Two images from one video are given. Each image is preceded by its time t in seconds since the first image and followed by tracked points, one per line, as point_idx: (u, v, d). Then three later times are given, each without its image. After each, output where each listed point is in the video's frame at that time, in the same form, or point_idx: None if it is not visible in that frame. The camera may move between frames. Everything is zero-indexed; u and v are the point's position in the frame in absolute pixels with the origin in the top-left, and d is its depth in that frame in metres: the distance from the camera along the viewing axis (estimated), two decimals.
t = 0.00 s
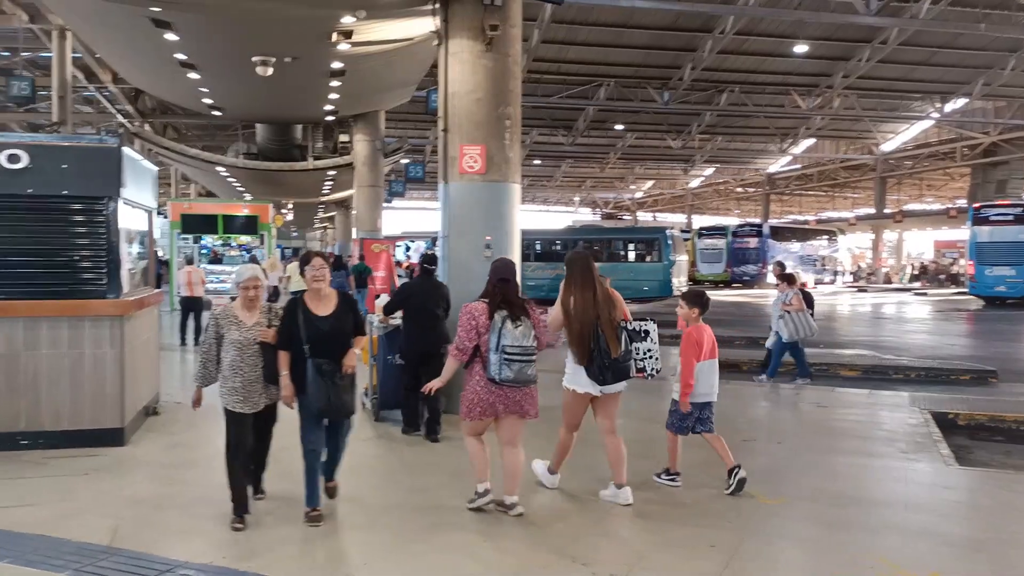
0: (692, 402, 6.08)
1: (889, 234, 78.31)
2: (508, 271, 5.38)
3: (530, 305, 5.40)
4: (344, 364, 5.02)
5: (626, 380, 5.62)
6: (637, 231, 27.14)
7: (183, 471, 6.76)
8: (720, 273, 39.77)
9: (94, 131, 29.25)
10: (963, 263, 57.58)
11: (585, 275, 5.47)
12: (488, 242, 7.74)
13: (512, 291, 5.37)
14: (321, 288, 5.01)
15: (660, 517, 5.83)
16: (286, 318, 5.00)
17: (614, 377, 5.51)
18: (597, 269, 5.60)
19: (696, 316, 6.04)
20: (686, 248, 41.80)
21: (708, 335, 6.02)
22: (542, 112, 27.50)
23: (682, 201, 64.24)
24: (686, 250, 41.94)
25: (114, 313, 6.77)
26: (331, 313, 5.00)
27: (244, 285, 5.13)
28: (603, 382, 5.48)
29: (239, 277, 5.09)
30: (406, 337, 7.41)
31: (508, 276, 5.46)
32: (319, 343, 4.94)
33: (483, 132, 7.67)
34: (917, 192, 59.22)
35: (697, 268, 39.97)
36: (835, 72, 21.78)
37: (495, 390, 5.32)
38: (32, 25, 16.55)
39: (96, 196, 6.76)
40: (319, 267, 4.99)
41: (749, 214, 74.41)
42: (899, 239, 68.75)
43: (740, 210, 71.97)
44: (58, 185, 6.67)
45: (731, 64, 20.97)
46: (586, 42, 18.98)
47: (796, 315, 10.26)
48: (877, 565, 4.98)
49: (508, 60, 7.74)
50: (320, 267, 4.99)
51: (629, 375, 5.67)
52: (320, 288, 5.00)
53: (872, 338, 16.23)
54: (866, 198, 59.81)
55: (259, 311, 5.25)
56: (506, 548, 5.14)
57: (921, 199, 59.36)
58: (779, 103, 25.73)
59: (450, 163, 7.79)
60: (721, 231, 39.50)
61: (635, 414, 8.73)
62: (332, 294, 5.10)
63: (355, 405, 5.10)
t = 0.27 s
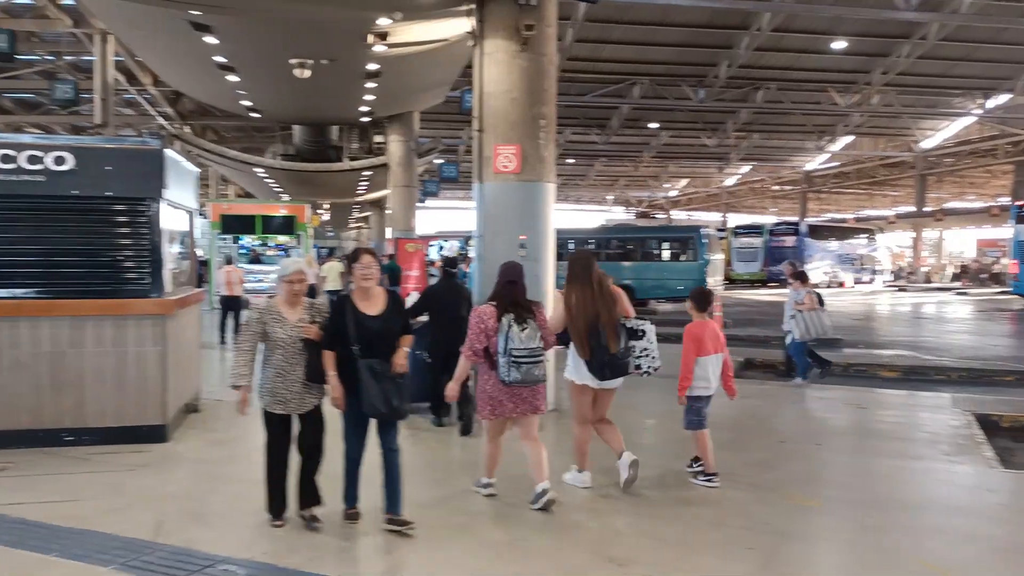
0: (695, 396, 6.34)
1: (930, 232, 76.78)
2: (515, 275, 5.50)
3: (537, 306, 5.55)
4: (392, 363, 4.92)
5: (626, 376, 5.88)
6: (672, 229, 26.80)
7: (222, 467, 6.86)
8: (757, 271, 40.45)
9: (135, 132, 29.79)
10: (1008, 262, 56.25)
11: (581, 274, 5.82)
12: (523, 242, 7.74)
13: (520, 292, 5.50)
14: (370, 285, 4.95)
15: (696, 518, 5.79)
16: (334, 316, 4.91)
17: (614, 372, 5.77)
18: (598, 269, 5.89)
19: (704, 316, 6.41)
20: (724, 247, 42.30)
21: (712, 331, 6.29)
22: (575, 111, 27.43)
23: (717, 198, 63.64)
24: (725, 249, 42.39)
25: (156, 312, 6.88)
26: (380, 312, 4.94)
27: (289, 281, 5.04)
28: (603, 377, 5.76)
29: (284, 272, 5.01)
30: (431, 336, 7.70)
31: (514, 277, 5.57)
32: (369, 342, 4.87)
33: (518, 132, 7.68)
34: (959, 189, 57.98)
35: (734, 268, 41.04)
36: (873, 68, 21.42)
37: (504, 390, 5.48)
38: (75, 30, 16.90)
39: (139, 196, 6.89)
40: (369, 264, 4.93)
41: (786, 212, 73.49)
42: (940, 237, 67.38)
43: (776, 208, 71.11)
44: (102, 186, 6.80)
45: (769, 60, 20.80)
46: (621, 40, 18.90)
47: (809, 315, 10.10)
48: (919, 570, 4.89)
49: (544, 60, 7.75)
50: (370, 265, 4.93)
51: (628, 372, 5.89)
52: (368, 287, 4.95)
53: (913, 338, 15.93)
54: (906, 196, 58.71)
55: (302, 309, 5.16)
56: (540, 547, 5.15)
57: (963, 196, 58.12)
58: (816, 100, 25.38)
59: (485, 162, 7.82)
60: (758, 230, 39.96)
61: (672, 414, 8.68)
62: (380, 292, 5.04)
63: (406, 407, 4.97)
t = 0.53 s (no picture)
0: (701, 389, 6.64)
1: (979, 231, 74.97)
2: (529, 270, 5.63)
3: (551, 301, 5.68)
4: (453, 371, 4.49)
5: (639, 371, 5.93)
6: (713, 228, 26.51)
7: (264, 463, 6.96)
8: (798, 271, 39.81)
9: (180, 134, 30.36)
10: None
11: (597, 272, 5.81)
12: (560, 241, 7.71)
13: (535, 287, 5.60)
14: (432, 288, 4.50)
15: (736, 521, 5.72)
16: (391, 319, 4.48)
17: (627, 367, 5.81)
18: (612, 266, 5.89)
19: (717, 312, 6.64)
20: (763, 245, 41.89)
21: (720, 329, 6.58)
22: (614, 110, 27.31)
23: (758, 197, 62.87)
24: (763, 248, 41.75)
25: (199, 310, 7.00)
26: (442, 317, 4.51)
27: (342, 281, 4.60)
28: (617, 372, 5.80)
29: (340, 272, 4.57)
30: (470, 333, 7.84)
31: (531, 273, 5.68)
32: (429, 348, 4.45)
33: (556, 131, 7.67)
34: (1009, 187, 56.53)
35: (775, 267, 40.29)
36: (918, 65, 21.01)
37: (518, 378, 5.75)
38: (122, 34, 17.24)
39: (184, 197, 7.01)
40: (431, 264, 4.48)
41: (829, 211, 72.34)
42: (989, 237, 65.78)
43: (819, 207, 70.04)
44: (149, 186, 6.94)
45: (812, 56, 20.53)
46: (659, 38, 18.86)
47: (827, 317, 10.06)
48: None
49: (582, 59, 7.73)
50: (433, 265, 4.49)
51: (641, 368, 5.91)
52: (431, 290, 4.49)
53: (961, 340, 15.56)
54: (952, 194, 57.43)
55: (357, 313, 4.74)
56: (577, 547, 5.13)
57: (1013, 194, 56.66)
58: (859, 98, 24.93)
59: (523, 162, 7.82)
60: (798, 230, 39.07)
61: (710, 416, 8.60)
62: (442, 295, 4.59)
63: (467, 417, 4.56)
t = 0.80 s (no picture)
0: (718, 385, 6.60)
1: None
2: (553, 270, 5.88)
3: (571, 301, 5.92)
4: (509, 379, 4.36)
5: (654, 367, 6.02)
6: (752, 228, 26.25)
7: (304, 459, 7.04)
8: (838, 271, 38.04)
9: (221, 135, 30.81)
10: None
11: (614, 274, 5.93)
12: (597, 241, 7.70)
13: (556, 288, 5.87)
14: (487, 293, 4.35)
15: (774, 522, 5.66)
16: (445, 326, 4.33)
17: (643, 363, 5.92)
18: (628, 266, 6.02)
19: (731, 309, 6.59)
20: (803, 245, 40.86)
21: (737, 327, 6.53)
22: (652, 108, 27.16)
23: (799, 196, 61.98)
24: (804, 248, 40.96)
25: (241, 309, 7.09)
26: (498, 322, 4.35)
27: (391, 280, 4.38)
28: (632, 367, 5.91)
29: (388, 270, 4.35)
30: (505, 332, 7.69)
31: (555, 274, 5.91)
32: (486, 356, 4.30)
33: (594, 130, 7.65)
34: None
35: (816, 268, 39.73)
36: (965, 61, 20.57)
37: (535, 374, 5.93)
38: (165, 37, 17.51)
39: (225, 197, 7.11)
40: (486, 268, 4.31)
41: (872, 210, 71.17)
42: None
43: (862, 205, 68.97)
44: (192, 187, 7.04)
45: (852, 54, 20.23)
46: (699, 35, 18.67)
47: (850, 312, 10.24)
48: None
49: (620, 58, 7.70)
50: (489, 268, 4.32)
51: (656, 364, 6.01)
52: (486, 294, 4.34)
53: (1009, 343, 15.19)
54: (1000, 193, 56.10)
55: (406, 314, 4.52)
56: (612, 546, 5.13)
57: None
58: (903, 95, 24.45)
59: (560, 161, 7.81)
60: (840, 229, 37.87)
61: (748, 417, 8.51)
62: (498, 299, 4.43)
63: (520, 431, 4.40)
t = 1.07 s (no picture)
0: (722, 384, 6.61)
1: None
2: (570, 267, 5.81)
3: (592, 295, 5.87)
4: (570, 382, 3.97)
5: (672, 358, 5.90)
6: (790, 227, 25.98)
7: (339, 457, 7.10)
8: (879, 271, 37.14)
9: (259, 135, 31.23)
10: None
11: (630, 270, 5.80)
12: (634, 240, 7.66)
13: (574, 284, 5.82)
14: (540, 292, 3.96)
15: (813, 525, 5.58)
16: (496, 329, 3.94)
17: (661, 356, 5.83)
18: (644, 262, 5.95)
19: (734, 307, 6.61)
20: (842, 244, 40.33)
21: (741, 323, 6.58)
22: (689, 106, 26.96)
23: (838, 195, 61.13)
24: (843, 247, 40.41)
25: (279, 307, 7.16)
26: (553, 322, 3.97)
27: (432, 283, 4.01)
28: (650, 360, 5.84)
29: (427, 272, 3.99)
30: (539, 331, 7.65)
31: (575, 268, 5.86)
32: (542, 358, 3.91)
33: (630, 128, 7.60)
34: None
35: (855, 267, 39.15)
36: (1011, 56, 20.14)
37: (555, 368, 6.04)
38: (205, 38, 17.73)
39: (264, 197, 7.18)
40: (537, 265, 3.95)
41: (913, 208, 69.92)
42: None
43: (903, 203, 67.80)
44: (232, 186, 7.13)
45: (894, 50, 19.89)
46: (738, 33, 18.43)
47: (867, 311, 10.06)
48: None
49: (657, 56, 7.64)
50: (541, 266, 3.96)
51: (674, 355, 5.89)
52: (539, 292, 3.95)
53: None
54: None
55: (448, 319, 4.13)
56: (646, 547, 5.10)
57: None
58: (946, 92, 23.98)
59: (596, 160, 7.79)
60: (881, 227, 37.07)
61: (787, 419, 8.40)
62: (551, 298, 4.05)
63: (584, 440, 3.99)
